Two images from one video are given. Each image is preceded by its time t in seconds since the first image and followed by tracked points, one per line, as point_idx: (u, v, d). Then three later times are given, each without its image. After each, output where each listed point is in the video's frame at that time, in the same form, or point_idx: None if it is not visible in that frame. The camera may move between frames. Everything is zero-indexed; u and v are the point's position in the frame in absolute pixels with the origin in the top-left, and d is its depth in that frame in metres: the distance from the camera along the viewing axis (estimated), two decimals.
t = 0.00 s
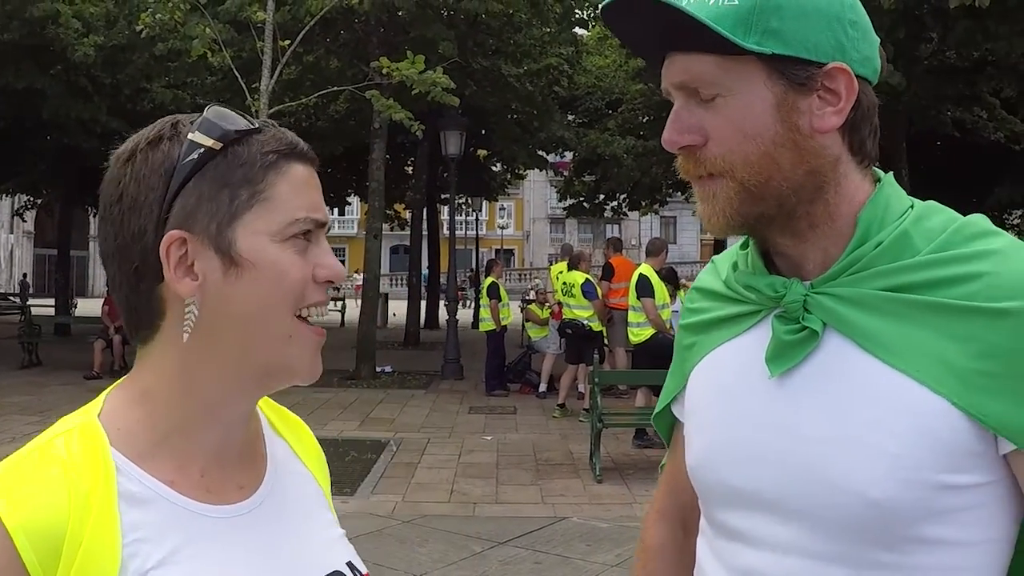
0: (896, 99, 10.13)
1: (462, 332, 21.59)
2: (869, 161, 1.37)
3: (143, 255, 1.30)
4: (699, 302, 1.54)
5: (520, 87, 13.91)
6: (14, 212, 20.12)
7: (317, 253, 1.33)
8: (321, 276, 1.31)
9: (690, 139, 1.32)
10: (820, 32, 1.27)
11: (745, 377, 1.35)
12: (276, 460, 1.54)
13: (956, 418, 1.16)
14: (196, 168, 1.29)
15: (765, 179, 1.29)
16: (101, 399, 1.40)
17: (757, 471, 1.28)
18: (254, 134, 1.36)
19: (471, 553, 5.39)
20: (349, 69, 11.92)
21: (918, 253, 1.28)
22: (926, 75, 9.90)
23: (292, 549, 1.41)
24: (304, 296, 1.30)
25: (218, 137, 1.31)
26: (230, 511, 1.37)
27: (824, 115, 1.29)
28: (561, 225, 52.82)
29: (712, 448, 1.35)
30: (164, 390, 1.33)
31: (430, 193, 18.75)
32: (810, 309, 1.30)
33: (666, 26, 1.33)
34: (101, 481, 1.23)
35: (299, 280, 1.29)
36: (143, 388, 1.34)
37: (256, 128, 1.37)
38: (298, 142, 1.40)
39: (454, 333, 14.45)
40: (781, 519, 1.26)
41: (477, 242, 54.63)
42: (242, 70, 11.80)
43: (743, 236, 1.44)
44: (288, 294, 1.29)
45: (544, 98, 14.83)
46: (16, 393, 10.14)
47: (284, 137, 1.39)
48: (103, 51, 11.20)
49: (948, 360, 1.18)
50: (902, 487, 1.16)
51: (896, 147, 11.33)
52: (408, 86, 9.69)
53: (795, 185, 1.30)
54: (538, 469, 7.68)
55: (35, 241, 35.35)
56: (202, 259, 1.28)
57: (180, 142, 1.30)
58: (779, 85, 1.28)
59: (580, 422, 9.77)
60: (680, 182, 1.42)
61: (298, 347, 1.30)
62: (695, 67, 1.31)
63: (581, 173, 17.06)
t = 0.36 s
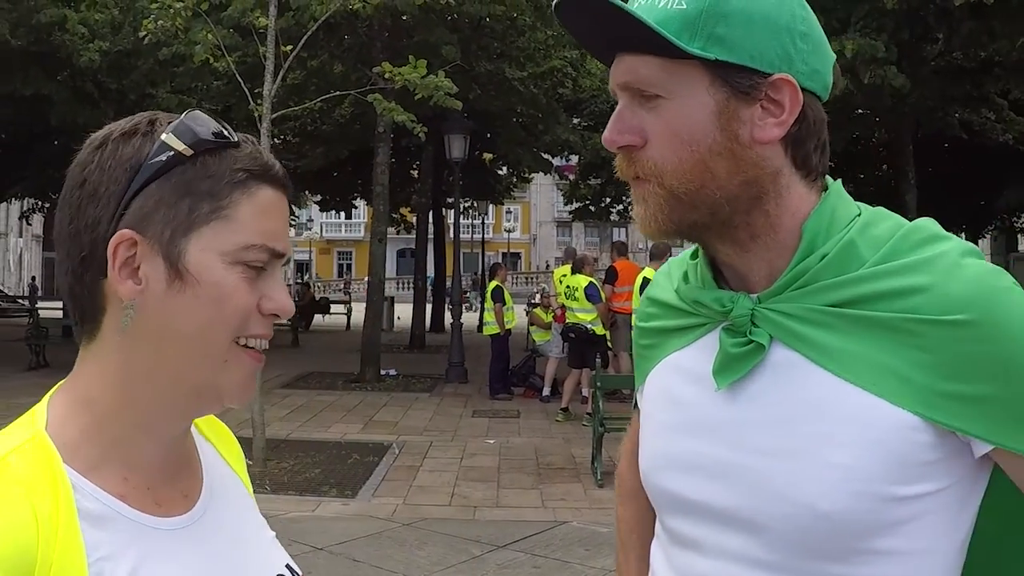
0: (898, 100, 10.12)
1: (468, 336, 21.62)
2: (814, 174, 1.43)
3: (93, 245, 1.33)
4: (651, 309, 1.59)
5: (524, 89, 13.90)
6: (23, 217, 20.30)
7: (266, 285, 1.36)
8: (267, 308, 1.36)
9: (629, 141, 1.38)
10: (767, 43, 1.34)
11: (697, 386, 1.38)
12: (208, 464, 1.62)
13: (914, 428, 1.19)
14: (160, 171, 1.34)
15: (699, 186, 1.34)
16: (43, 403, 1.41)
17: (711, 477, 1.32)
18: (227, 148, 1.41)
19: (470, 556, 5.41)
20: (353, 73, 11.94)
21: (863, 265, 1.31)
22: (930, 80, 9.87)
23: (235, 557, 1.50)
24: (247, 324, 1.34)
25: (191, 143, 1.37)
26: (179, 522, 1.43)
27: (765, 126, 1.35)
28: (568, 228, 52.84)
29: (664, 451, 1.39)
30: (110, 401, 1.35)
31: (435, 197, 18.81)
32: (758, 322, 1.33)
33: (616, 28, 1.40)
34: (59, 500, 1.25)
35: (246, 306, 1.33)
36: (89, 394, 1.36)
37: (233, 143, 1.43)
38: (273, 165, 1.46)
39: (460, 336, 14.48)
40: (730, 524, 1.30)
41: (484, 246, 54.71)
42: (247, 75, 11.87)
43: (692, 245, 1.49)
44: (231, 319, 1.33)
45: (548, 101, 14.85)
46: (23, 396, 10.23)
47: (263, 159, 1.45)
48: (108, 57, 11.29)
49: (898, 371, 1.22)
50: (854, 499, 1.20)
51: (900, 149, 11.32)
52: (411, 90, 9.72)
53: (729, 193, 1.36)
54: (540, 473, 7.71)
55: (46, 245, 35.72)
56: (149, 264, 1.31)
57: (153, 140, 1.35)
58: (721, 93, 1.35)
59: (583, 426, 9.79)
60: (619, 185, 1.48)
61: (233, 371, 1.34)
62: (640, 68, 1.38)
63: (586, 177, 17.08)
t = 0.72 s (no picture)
0: (925, 100, 9.97)
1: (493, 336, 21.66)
2: (789, 169, 1.50)
3: (78, 258, 1.37)
4: (633, 307, 1.69)
5: (550, 90, 13.53)
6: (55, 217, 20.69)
7: (249, 272, 1.43)
8: (251, 292, 1.42)
9: (602, 147, 1.44)
10: (732, 40, 1.39)
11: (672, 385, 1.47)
12: (203, 450, 1.65)
13: (878, 430, 1.25)
14: (132, 181, 1.37)
15: (672, 189, 1.40)
16: (36, 401, 1.45)
17: (681, 478, 1.40)
18: (196, 149, 1.44)
19: (487, 557, 5.41)
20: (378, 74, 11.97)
21: (835, 262, 1.39)
22: (959, 79, 9.71)
23: (229, 538, 1.53)
24: (233, 311, 1.40)
25: (159, 150, 1.39)
26: (169, 506, 1.46)
27: (736, 125, 1.41)
28: (595, 229, 52.64)
29: (639, 450, 1.48)
30: (101, 398, 1.39)
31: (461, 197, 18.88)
32: (729, 318, 1.42)
33: (584, 38, 1.45)
34: (50, 485, 1.28)
35: (230, 294, 1.40)
36: (80, 391, 1.40)
37: (201, 143, 1.46)
38: (239, 159, 1.49)
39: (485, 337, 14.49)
40: (700, 524, 1.37)
41: (511, 246, 54.73)
42: (271, 77, 11.98)
43: (670, 245, 1.57)
44: (217, 307, 1.38)
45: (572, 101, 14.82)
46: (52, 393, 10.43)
47: (228, 154, 1.48)
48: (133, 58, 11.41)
49: (864, 368, 1.29)
50: (818, 498, 1.27)
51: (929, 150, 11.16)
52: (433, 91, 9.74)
53: (701, 193, 1.41)
54: (561, 474, 7.70)
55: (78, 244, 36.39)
56: (133, 270, 1.36)
57: (123, 151, 1.37)
58: (688, 94, 1.40)
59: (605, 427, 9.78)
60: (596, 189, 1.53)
61: (227, 355, 1.40)
62: (608, 75, 1.43)
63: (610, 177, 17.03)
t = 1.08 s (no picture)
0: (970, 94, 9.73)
1: (533, 334, 21.63)
2: (807, 159, 1.45)
3: (111, 258, 1.39)
4: (654, 297, 1.66)
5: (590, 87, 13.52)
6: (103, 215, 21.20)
7: (271, 243, 1.43)
8: (276, 262, 1.42)
9: (617, 144, 1.41)
10: (739, 30, 1.35)
11: (683, 374, 1.44)
12: (251, 430, 1.64)
13: (886, 420, 1.22)
14: (147, 178, 1.38)
15: (686, 183, 1.37)
16: (87, 387, 1.49)
17: (688, 468, 1.37)
18: (202, 137, 1.44)
19: (521, 553, 5.40)
20: (417, 72, 12.00)
21: (850, 248, 1.35)
22: (1007, 72, 9.45)
23: (269, 515, 1.50)
24: (261, 283, 1.40)
25: (166, 144, 1.39)
26: (210, 482, 1.45)
27: (748, 115, 1.37)
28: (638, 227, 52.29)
29: (651, 439, 1.46)
30: (134, 383, 1.41)
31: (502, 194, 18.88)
32: (742, 306, 1.39)
33: (593, 41, 1.43)
34: (91, 462, 1.30)
35: (255, 267, 1.39)
36: (125, 375, 1.42)
37: (207, 129, 1.46)
38: (245, 139, 1.49)
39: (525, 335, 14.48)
40: (705, 516, 1.34)
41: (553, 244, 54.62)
42: (310, 75, 12.09)
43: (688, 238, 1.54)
44: (244, 282, 1.38)
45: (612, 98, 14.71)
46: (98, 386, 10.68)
47: (233, 136, 1.48)
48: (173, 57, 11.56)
49: (870, 356, 1.25)
50: (820, 489, 1.24)
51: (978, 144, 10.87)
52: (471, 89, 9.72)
53: (718, 186, 1.38)
54: (598, 472, 7.66)
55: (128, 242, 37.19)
56: (162, 259, 1.37)
57: (134, 153, 1.38)
58: (698, 86, 1.37)
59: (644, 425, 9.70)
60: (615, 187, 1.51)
61: (259, 328, 1.41)
62: (619, 72, 1.41)
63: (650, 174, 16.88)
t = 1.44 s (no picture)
0: (996, 89, 9.58)
1: (557, 329, 21.60)
2: (827, 146, 1.43)
3: (134, 255, 1.41)
4: (675, 291, 1.64)
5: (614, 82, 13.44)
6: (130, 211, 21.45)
7: (294, 236, 1.43)
8: (300, 255, 1.41)
9: (635, 131, 1.40)
10: (760, 12, 1.33)
11: (703, 370, 1.43)
12: (278, 426, 1.64)
13: (899, 418, 1.20)
14: (169, 174, 1.40)
15: (705, 169, 1.36)
16: (112, 384, 1.50)
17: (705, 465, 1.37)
18: (222, 132, 1.45)
19: (543, 549, 5.40)
20: (441, 67, 12.01)
21: (866, 241, 1.33)
22: None
23: (294, 510, 1.51)
24: (286, 275, 1.40)
25: (187, 140, 1.40)
26: (235, 478, 1.46)
27: (767, 100, 1.35)
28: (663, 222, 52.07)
29: (670, 435, 1.45)
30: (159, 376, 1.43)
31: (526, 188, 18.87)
32: (758, 300, 1.38)
33: (611, 25, 1.41)
34: (113, 458, 1.32)
35: (278, 260, 1.39)
36: (150, 370, 1.44)
37: (228, 124, 1.47)
38: (266, 132, 1.49)
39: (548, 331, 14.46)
40: (724, 515, 1.33)
41: (577, 240, 54.53)
42: (332, 71, 12.13)
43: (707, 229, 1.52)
44: (267, 275, 1.38)
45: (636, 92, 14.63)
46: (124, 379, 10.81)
47: (255, 131, 1.48)
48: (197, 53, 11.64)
49: (883, 351, 1.24)
50: (834, 488, 1.22)
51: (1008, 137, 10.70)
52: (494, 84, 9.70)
53: (737, 172, 1.37)
54: (620, 467, 7.64)
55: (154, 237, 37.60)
56: (183, 254, 1.38)
57: (154, 150, 1.40)
58: (717, 70, 1.35)
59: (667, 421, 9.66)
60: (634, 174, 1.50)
61: (285, 321, 1.40)
62: (638, 57, 1.39)
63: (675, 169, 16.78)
